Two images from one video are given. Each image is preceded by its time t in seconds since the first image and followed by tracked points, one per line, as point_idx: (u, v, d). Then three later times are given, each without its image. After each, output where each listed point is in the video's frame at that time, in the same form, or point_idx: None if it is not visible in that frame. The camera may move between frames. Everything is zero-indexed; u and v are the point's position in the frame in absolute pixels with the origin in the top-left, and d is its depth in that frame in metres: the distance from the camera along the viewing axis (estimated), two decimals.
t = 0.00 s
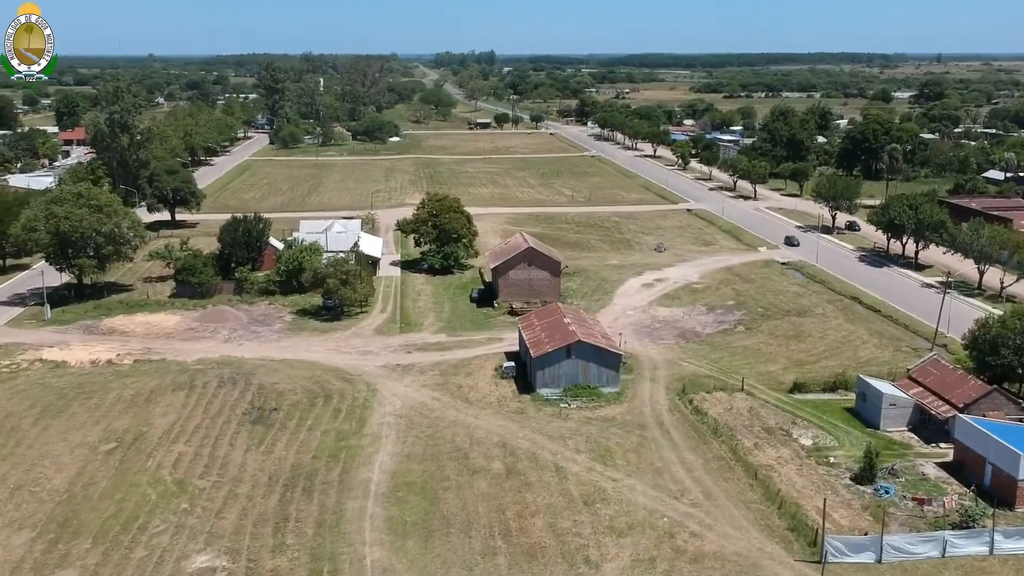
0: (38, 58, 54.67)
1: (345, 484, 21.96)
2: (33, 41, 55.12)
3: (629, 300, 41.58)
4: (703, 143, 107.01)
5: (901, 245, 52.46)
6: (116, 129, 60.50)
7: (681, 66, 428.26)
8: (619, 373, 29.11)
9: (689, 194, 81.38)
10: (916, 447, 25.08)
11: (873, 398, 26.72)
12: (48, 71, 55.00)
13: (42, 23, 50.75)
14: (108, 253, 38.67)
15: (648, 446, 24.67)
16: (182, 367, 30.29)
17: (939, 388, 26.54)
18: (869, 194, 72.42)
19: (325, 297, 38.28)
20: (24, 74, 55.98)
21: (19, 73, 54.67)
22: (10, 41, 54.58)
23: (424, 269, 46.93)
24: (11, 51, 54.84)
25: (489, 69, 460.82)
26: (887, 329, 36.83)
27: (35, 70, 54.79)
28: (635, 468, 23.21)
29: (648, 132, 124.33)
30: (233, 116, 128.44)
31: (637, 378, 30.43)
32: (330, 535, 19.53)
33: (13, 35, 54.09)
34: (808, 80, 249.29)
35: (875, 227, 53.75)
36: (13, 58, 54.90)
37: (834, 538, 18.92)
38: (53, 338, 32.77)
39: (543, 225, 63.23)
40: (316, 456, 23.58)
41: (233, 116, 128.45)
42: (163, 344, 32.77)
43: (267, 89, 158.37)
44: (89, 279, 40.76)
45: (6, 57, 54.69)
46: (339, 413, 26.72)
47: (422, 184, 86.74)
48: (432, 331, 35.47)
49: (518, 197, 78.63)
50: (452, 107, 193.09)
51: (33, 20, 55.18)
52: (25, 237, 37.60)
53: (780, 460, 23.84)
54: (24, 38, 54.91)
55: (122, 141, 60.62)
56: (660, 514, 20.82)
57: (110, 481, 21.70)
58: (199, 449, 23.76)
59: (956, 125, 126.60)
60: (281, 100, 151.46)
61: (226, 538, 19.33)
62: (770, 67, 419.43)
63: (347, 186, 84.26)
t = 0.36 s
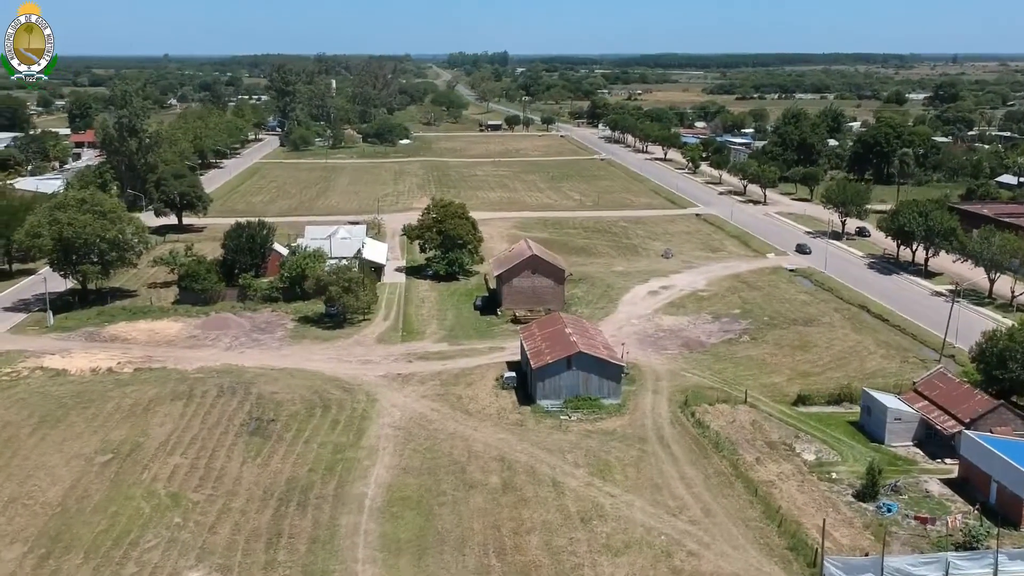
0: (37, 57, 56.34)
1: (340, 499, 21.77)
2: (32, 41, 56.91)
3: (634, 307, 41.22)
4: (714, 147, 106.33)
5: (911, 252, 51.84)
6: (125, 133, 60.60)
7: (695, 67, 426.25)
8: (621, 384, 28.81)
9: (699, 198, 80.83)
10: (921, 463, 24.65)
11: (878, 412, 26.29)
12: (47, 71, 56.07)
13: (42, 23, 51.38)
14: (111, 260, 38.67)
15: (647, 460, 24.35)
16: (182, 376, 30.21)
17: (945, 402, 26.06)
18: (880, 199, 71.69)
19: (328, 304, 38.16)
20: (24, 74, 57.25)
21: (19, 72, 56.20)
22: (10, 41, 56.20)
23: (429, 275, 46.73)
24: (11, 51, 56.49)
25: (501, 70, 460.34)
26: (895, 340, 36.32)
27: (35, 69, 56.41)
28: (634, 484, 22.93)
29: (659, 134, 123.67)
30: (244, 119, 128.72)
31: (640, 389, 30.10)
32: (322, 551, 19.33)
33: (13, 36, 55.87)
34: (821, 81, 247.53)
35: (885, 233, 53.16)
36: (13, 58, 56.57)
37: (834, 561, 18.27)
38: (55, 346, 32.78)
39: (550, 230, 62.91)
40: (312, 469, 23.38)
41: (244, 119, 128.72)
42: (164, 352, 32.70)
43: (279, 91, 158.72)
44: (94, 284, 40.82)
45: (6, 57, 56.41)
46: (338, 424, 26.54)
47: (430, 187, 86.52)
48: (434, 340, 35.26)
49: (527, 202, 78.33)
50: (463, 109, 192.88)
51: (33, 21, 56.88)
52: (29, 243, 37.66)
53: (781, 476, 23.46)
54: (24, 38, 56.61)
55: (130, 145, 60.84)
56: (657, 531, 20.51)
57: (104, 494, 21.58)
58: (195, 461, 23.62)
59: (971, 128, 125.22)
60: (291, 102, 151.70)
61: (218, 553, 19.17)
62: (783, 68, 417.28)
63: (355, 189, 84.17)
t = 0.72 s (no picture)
0: (37, 57, 56.98)
1: (335, 513, 21.58)
2: (32, 41, 57.71)
3: (639, 315, 40.87)
4: (724, 150, 105.63)
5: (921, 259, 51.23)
6: (133, 137, 60.84)
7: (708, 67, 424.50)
8: (622, 396, 28.50)
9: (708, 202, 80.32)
10: (925, 478, 24.23)
11: (882, 426, 25.89)
12: (47, 70, 56.65)
13: (43, 22, 51.91)
14: (116, 265, 38.77)
15: (647, 475, 24.03)
16: (182, 384, 30.13)
17: (951, 417, 25.61)
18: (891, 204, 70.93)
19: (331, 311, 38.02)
20: (24, 74, 57.88)
21: (20, 71, 56.68)
22: (11, 42, 56.87)
23: (434, 281, 46.52)
24: (12, 51, 57.08)
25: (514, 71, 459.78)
26: (902, 350, 35.82)
27: (35, 69, 56.97)
28: (632, 499, 22.63)
29: (669, 137, 122.97)
30: (254, 121, 128.98)
31: (641, 400, 29.79)
32: (314, 567, 19.13)
33: (14, 36, 56.57)
34: (835, 82, 245.70)
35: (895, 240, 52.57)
36: (14, 58, 57.19)
37: None
38: (57, 352, 32.79)
39: (557, 234, 62.62)
40: (308, 481, 23.21)
41: (255, 121, 128.98)
42: (165, 359, 32.64)
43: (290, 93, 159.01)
44: (97, 289, 40.86)
45: (7, 57, 56.96)
46: (336, 435, 26.37)
47: (439, 190, 86.30)
48: (436, 348, 35.05)
49: (535, 205, 78.04)
50: (474, 110, 192.70)
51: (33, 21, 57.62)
52: (33, 248, 37.73)
53: (783, 492, 23.10)
54: (24, 38, 57.34)
55: (138, 149, 60.99)
56: (655, 549, 20.21)
57: (99, 506, 21.49)
58: (191, 472, 23.48)
59: (986, 131, 123.81)
60: (302, 104, 151.88)
61: (209, 569, 19.00)
62: (798, 68, 415.01)
63: (363, 193, 84.07)
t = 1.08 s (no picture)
0: (37, 57, 57.17)
1: (328, 527, 21.39)
2: (33, 41, 57.91)
3: (643, 323, 40.57)
4: (733, 153, 104.99)
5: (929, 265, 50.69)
6: (139, 140, 60.95)
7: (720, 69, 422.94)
8: (622, 407, 28.22)
9: (716, 206, 79.83)
10: (928, 494, 23.85)
11: (884, 439, 25.50)
12: (47, 70, 56.90)
13: (42, 23, 52.04)
14: (117, 270, 38.64)
15: (646, 489, 23.74)
16: (181, 393, 30.05)
17: (955, 431, 25.21)
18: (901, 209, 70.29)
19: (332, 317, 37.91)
20: (24, 74, 58.23)
21: (19, 71, 56.85)
22: (11, 41, 57.06)
23: (437, 287, 46.34)
24: (12, 51, 57.34)
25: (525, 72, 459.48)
26: (908, 359, 35.39)
27: (35, 69, 57.10)
28: (629, 514, 22.33)
29: (679, 139, 122.38)
30: (263, 123, 129.12)
31: (642, 410, 29.48)
32: None
33: (14, 36, 56.72)
34: (848, 83, 244.11)
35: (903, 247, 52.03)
36: (13, 57, 57.44)
37: None
38: (57, 359, 32.79)
39: (563, 239, 62.30)
40: (302, 494, 23.03)
41: (263, 123, 129.11)
42: (165, 366, 32.58)
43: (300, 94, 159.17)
44: (100, 294, 40.87)
45: (7, 57, 57.23)
46: (333, 445, 26.21)
47: (446, 193, 86.10)
48: (436, 356, 34.86)
49: (541, 209, 77.75)
50: (484, 111, 192.42)
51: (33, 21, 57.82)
52: (35, 254, 37.76)
53: (782, 508, 22.76)
54: (24, 38, 57.52)
55: (144, 152, 61.07)
56: (650, 567, 19.92)
57: (91, 518, 21.37)
58: (185, 484, 23.35)
59: (999, 133, 122.63)
60: (312, 105, 152.00)
61: None
62: (810, 69, 413.00)
63: (370, 195, 84.00)
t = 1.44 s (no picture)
0: (37, 57, 57.34)
1: (321, 540, 21.23)
2: (32, 41, 58.01)
3: (645, 330, 40.29)
4: (741, 155, 104.48)
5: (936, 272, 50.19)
6: (145, 143, 61.03)
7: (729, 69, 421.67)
8: (621, 417, 27.96)
9: (723, 210, 79.39)
10: (930, 509, 23.50)
11: (886, 452, 25.15)
12: (48, 70, 57.00)
13: (42, 23, 52.13)
14: (119, 276, 38.70)
15: (643, 503, 23.47)
16: (178, 400, 29.95)
17: (958, 444, 24.84)
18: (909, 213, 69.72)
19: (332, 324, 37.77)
20: (24, 72, 58.63)
21: (19, 71, 57.09)
22: (10, 41, 57.23)
23: (439, 292, 46.15)
24: (12, 51, 57.54)
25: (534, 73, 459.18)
26: (913, 369, 34.99)
27: (35, 69, 57.20)
28: (626, 529, 22.08)
29: (686, 142, 121.88)
30: (271, 125, 129.31)
31: (642, 420, 29.21)
32: None
33: (13, 36, 56.85)
34: (858, 84, 242.72)
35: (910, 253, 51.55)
36: (13, 57, 57.61)
37: None
38: (56, 365, 32.75)
39: (567, 243, 62.03)
40: (296, 506, 22.86)
41: (271, 125, 129.29)
42: (163, 373, 32.50)
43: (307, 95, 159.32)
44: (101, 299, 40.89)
45: (7, 57, 57.41)
46: (329, 455, 26.05)
47: (451, 196, 85.92)
48: (436, 363, 34.67)
49: (547, 213, 77.47)
50: (492, 112, 192.17)
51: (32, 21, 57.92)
52: (36, 259, 37.77)
53: (781, 522, 22.46)
54: (23, 38, 57.63)
55: (150, 154, 61.13)
56: None
57: (83, 530, 21.28)
58: (179, 495, 23.22)
59: (1010, 135, 121.58)
60: (320, 106, 152.16)
61: None
62: (820, 70, 411.29)
63: (376, 198, 83.91)
